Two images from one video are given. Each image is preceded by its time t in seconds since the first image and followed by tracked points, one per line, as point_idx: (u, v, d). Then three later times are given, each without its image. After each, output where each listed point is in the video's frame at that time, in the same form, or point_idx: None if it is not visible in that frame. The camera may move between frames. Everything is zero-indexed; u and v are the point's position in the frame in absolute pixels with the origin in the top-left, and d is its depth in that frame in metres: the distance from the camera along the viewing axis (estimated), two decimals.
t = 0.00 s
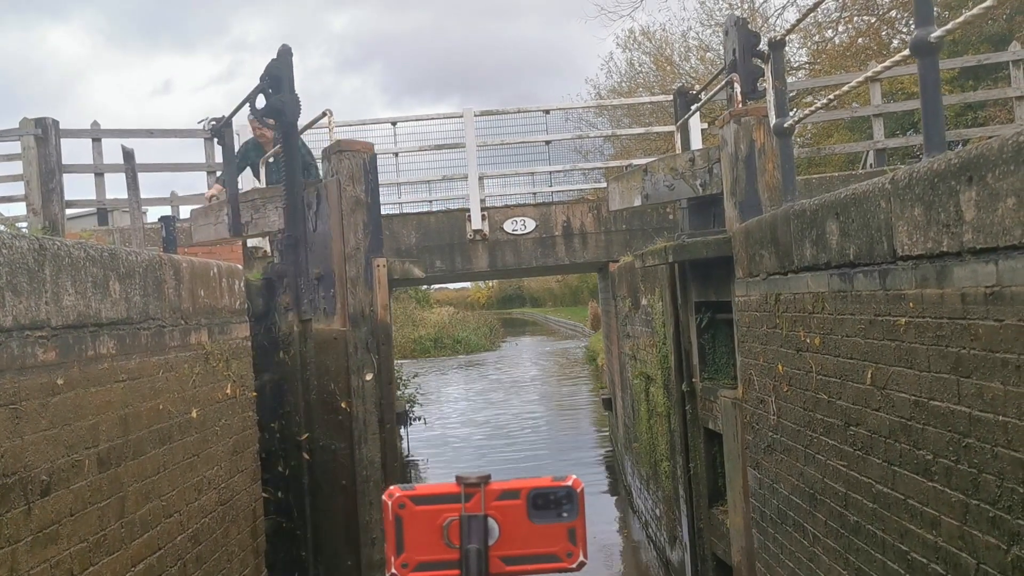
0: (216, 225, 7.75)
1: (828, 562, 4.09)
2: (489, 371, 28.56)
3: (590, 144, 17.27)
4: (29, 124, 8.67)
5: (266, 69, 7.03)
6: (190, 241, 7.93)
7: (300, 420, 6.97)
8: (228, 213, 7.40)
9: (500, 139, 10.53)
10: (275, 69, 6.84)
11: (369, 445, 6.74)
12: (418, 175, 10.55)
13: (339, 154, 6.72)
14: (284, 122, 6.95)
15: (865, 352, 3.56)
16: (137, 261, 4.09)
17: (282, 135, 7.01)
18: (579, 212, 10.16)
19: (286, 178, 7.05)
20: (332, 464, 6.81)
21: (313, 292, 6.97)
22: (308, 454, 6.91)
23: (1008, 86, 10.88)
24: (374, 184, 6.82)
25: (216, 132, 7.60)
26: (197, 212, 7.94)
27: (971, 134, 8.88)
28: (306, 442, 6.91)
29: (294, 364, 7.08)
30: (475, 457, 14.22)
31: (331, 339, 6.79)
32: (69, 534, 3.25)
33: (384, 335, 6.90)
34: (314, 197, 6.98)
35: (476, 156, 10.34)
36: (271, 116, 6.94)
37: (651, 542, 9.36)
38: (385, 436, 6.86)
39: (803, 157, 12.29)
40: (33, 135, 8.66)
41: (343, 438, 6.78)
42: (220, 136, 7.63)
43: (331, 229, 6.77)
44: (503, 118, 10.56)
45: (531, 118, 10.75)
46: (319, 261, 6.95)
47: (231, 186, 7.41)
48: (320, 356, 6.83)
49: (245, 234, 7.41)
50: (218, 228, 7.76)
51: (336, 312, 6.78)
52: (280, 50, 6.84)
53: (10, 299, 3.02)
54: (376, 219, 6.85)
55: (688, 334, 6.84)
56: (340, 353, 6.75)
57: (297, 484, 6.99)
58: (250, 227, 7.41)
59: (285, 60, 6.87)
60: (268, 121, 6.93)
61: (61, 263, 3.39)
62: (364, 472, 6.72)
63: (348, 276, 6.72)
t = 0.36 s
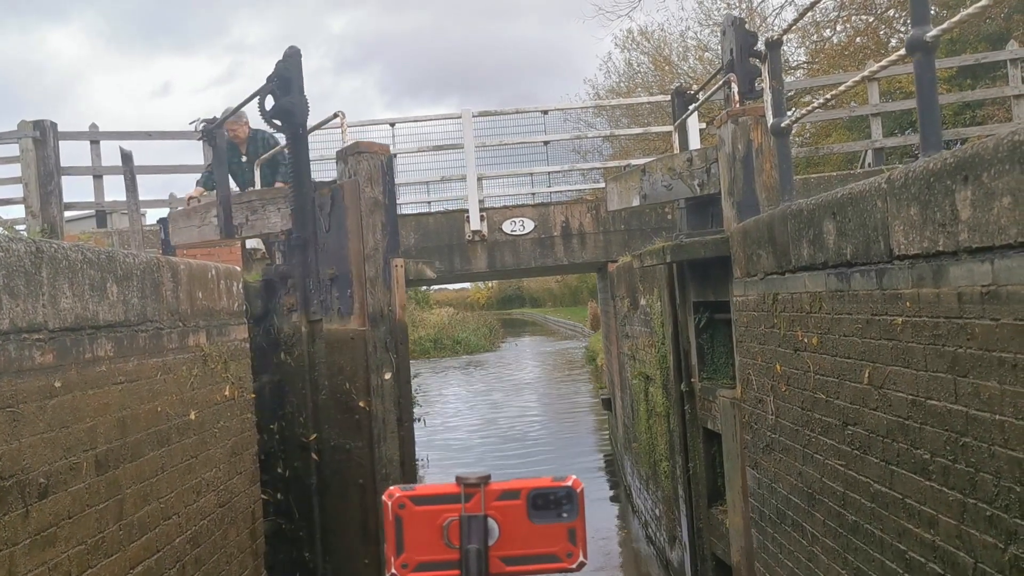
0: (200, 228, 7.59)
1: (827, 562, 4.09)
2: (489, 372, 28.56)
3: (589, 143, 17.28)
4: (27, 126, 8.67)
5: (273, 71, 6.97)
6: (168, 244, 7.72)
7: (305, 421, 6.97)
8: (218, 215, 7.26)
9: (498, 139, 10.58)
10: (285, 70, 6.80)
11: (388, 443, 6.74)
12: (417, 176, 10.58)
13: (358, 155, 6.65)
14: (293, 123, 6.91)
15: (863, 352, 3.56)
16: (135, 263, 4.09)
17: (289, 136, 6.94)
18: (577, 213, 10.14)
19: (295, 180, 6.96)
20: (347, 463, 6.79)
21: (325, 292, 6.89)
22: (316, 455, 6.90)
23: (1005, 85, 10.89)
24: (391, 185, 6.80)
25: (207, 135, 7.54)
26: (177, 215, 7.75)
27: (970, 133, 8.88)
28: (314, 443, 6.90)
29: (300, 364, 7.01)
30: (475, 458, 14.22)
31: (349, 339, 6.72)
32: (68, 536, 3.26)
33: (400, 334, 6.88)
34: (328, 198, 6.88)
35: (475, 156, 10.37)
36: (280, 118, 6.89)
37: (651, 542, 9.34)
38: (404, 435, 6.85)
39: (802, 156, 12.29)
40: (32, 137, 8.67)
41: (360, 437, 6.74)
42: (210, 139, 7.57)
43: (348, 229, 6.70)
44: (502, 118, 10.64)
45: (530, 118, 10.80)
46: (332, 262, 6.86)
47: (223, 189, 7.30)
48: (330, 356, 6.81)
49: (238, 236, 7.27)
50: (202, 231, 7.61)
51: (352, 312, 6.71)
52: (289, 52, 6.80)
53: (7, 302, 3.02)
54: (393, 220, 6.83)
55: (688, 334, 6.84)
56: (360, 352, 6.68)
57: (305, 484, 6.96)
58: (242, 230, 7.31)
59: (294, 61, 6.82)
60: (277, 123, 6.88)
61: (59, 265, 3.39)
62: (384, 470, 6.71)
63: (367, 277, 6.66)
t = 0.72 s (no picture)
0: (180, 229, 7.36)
1: (825, 562, 4.09)
2: (488, 372, 28.56)
3: (589, 143, 17.28)
4: (26, 126, 8.66)
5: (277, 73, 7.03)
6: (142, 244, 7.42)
7: (308, 420, 6.98)
8: (207, 215, 7.10)
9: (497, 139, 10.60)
10: (292, 70, 6.83)
11: (405, 441, 6.60)
12: (416, 176, 10.55)
13: (374, 155, 6.62)
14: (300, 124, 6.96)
15: (861, 352, 3.56)
16: (133, 263, 4.09)
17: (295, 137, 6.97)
18: (576, 213, 10.13)
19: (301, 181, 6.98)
20: (360, 462, 6.77)
21: (336, 292, 6.85)
22: (323, 455, 6.92)
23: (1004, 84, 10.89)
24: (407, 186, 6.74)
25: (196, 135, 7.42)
26: (152, 215, 7.46)
27: (968, 133, 8.87)
28: (321, 442, 6.93)
29: (303, 365, 7.01)
30: (474, 458, 14.21)
31: (360, 339, 6.73)
32: (65, 537, 3.25)
33: (419, 334, 6.77)
34: (339, 198, 6.84)
35: (474, 156, 10.37)
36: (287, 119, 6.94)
37: (650, 542, 9.32)
38: (422, 432, 6.69)
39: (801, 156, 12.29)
40: (31, 138, 8.66)
41: (377, 436, 6.69)
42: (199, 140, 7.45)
43: (364, 229, 6.71)
44: (502, 118, 10.65)
45: (528, 118, 10.81)
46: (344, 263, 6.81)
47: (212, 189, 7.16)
48: (340, 355, 6.83)
49: (229, 236, 7.10)
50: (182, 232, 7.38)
51: (367, 312, 6.70)
52: (295, 52, 6.85)
53: (3, 304, 3.02)
54: (408, 220, 6.78)
55: (687, 334, 6.83)
56: (371, 352, 6.67)
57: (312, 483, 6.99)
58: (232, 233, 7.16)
59: (302, 62, 6.88)
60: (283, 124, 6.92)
61: (55, 266, 3.39)
62: (400, 468, 6.60)
63: (383, 277, 6.63)
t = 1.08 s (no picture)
0: (165, 230, 7.11)
1: (824, 562, 4.09)
2: (487, 372, 28.56)
3: (589, 143, 17.29)
4: (26, 126, 8.64)
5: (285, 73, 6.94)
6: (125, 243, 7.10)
7: (312, 420, 6.94)
8: (200, 214, 6.92)
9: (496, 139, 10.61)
10: (304, 70, 6.76)
11: (423, 438, 6.68)
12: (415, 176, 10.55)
13: (393, 156, 6.68)
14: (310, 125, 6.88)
15: (860, 352, 3.56)
16: (133, 263, 4.10)
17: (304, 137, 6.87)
18: (576, 213, 10.12)
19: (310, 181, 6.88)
20: (375, 460, 6.76)
21: (348, 292, 6.83)
22: (332, 454, 6.85)
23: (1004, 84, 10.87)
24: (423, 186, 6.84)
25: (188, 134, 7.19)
26: (133, 213, 7.14)
27: (968, 133, 8.87)
28: (329, 441, 6.85)
29: (306, 365, 6.99)
30: (474, 458, 14.22)
31: (374, 337, 6.75)
32: (64, 537, 3.25)
33: (434, 333, 6.92)
34: (353, 198, 6.82)
35: (473, 156, 10.40)
36: (297, 119, 6.84)
37: (650, 543, 9.28)
38: (437, 430, 6.86)
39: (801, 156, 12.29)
40: (30, 138, 8.64)
41: (393, 434, 6.71)
42: (190, 138, 7.22)
43: (381, 229, 6.72)
44: (500, 118, 10.67)
45: (528, 118, 10.83)
46: (358, 262, 6.82)
47: (205, 189, 6.97)
48: (351, 354, 6.80)
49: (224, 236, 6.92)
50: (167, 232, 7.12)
51: (383, 311, 6.72)
52: (307, 53, 6.80)
53: (2, 303, 3.02)
54: (423, 221, 6.86)
55: (686, 335, 6.83)
56: (385, 350, 6.71)
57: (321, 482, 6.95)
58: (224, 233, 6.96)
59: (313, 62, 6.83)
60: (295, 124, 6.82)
61: (55, 266, 3.39)
62: (418, 465, 6.65)
63: (402, 277, 6.67)
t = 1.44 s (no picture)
0: (145, 230, 6.97)
1: (824, 562, 4.09)
2: (487, 372, 28.56)
3: (589, 144, 17.30)
4: (26, 126, 8.62)
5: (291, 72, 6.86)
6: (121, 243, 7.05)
7: (317, 419, 6.95)
8: (190, 215, 6.84)
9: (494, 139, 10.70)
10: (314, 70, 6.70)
11: (443, 434, 6.81)
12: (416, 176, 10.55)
13: (410, 157, 6.73)
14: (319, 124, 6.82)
15: (860, 352, 3.56)
16: (132, 263, 4.09)
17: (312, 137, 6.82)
18: (576, 213, 10.11)
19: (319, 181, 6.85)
20: (388, 458, 6.82)
21: (362, 291, 6.86)
22: (340, 453, 6.88)
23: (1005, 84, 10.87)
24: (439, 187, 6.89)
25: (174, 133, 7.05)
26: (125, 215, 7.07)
27: (968, 133, 8.86)
28: (338, 440, 6.87)
29: (306, 365, 6.99)
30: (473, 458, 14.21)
31: (390, 335, 6.81)
32: (63, 537, 3.25)
33: (449, 330, 6.99)
34: (367, 197, 6.84)
35: (472, 157, 10.47)
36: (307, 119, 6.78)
37: (650, 544, 9.25)
38: (453, 426, 6.95)
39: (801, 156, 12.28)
40: (30, 138, 8.62)
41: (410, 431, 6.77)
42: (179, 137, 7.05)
43: (398, 228, 6.77)
44: (499, 118, 10.70)
45: (528, 118, 10.85)
46: (372, 261, 6.86)
47: (195, 189, 6.88)
48: (365, 352, 6.86)
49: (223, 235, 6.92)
50: (146, 233, 6.99)
51: (400, 309, 6.80)
52: (318, 53, 6.75)
53: (2, 303, 3.02)
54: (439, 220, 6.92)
55: (687, 334, 6.83)
56: (402, 348, 6.78)
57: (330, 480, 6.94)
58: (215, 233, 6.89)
59: (324, 62, 6.78)
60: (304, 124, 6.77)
61: (55, 266, 3.39)
62: (437, 461, 6.76)
63: (421, 276, 6.74)
